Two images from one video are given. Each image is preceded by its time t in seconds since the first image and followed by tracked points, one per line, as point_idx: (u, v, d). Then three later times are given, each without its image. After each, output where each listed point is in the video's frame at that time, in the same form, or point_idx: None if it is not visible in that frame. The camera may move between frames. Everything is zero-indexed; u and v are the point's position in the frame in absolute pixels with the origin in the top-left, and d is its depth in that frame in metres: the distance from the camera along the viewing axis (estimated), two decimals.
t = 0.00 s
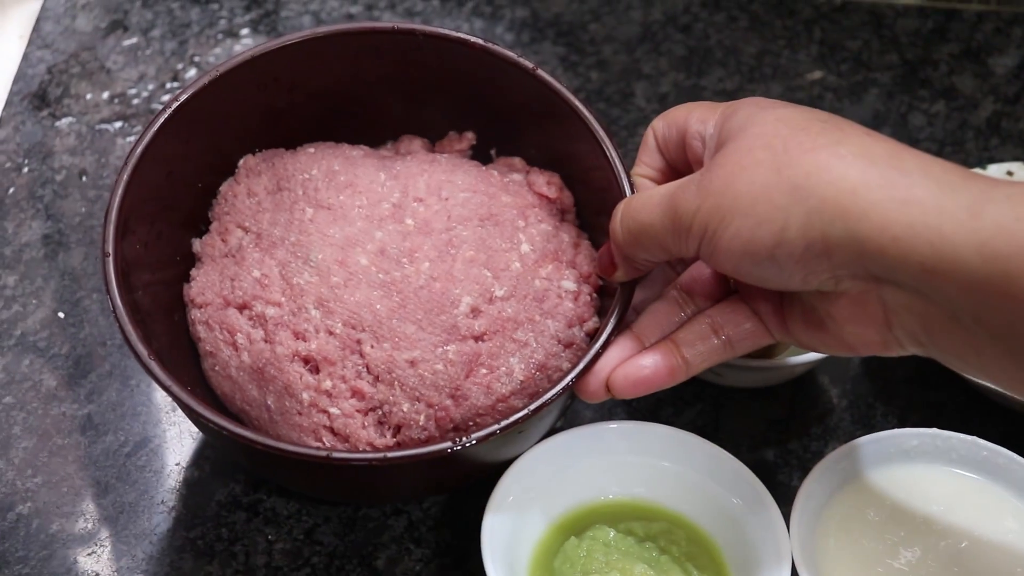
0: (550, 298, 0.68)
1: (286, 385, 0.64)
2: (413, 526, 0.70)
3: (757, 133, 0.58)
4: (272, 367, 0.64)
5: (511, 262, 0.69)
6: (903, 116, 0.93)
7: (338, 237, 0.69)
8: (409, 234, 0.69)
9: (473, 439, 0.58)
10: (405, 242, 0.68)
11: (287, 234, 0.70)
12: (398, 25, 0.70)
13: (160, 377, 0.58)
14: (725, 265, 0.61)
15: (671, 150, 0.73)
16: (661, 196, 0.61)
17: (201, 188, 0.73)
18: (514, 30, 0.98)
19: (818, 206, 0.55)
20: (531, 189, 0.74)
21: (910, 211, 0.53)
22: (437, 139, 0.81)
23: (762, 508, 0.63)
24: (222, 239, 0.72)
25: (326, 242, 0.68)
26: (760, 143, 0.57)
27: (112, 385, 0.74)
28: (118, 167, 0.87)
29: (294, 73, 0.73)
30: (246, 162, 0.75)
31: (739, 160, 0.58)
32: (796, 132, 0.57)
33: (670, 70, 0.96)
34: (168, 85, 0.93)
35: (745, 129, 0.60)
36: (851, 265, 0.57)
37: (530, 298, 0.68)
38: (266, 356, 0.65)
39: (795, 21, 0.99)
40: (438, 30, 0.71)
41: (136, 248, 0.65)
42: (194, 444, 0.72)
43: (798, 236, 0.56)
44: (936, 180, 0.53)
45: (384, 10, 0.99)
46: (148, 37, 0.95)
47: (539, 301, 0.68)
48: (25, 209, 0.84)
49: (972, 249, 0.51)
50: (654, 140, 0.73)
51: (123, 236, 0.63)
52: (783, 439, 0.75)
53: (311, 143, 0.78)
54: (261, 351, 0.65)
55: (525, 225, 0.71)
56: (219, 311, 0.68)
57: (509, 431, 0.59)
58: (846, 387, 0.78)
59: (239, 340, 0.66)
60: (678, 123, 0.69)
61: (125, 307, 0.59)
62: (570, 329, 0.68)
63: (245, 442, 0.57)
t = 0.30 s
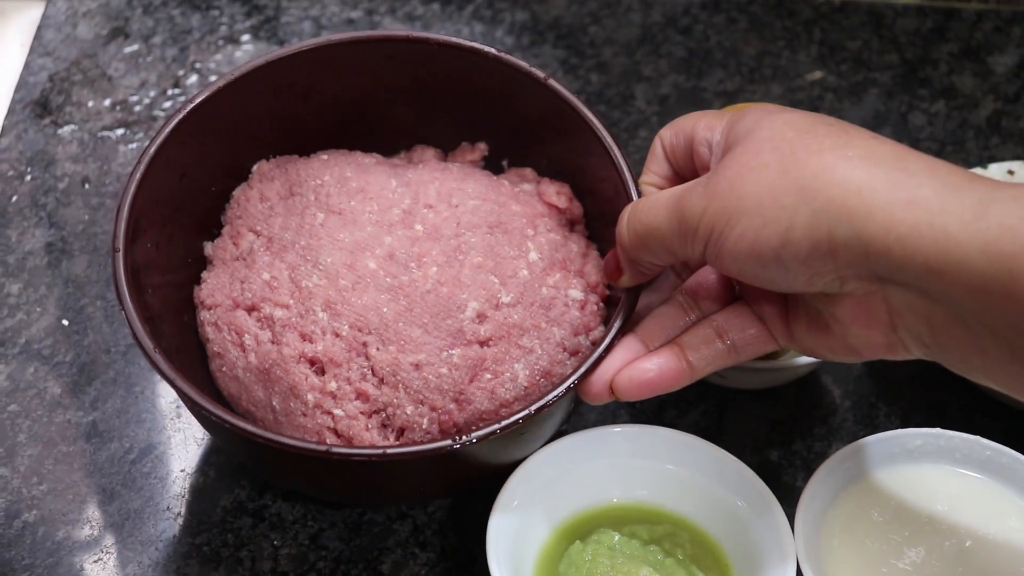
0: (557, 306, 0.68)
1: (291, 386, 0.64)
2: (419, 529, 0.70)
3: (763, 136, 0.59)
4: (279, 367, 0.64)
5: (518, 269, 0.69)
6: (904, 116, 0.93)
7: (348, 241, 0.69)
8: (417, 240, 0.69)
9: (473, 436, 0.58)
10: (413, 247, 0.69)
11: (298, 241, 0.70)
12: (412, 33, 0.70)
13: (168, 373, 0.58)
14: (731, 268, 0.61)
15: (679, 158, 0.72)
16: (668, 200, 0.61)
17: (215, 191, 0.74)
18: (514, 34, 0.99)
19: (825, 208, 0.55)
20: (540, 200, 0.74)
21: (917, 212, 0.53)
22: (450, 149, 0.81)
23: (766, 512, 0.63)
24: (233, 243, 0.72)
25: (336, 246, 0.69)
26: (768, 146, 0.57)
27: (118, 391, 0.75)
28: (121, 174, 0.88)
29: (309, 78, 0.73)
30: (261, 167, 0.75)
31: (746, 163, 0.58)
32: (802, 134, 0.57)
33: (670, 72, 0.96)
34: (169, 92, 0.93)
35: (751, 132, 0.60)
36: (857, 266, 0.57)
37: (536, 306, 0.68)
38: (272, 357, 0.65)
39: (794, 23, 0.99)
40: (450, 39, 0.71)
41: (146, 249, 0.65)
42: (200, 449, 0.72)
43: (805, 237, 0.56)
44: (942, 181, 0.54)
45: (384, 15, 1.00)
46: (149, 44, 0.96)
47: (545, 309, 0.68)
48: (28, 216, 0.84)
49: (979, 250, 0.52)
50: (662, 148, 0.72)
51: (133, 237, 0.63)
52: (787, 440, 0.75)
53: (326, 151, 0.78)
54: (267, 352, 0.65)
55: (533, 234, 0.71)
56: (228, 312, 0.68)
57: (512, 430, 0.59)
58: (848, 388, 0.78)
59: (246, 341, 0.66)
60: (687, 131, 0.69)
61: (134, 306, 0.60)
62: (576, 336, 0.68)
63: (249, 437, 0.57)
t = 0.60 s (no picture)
0: (554, 326, 0.68)
1: (283, 387, 0.63)
2: (415, 534, 0.70)
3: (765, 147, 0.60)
4: (273, 368, 0.64)
5: (517, 289, 0.69)
6: (902, 121, 0.93)
7: (350, 253, 0.70)
8: (419, 255, 0.70)
9: (461, 424, 0.57)
10: (415, 262, 0.70)
11: (303, 250, 0.71)
12: (424, 59, 0.72)
13: (158, 351, 0.58)
14: (726, 274, 0.61)
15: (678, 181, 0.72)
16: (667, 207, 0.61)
17: (223, 204, 0.75)
18: (513, 37, 1.00)
19: (823, 211, 0.55)
20: (544, 229, 0.75)
21: (913, 216, 0.53)
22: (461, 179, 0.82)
23: (764, 516, 0.63)
24: (238, 253, 0.73)
25: (337, 257, 0.70)
26: (769, 155, 0.58)
27: (114, 395, 0.74)
28: (117, 176, 0.88)
29: (322, 99, 0.75)
30: (272, 183, 0.76)
31: (746, 170, 0.59)
32: (803, 146, 0.58)
33: (669, 76, 0.96)
34: (167, 94, 0.94)
35: (752, 143, 0.61)
36: (853, 270, 0.57)
37: (533, 324, 0.67)
38: (267, 359, 0.65)
39: (793, 26, 1.01)
40: (464, 66, 0.73)
41: (149, 247, 0.66)
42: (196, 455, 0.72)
43: (802, 240, 0.57)
44: (939, 188, 0.54)
45: (383, 17, 1.02)
46: (146, 46, 0.98)
47: (542, 329, 0.67)
48: (24, 219, 0.84)
49: (976, 251, 0.52)
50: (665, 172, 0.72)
51: (137, 228, 0.63)
52: (785, 446, 0.75)
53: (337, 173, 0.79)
54: (262, 354, 0.65)
55: (534, 259, 0.72)
56: (226, 317, 0.68)
57: (503, 423, 0.58)
58: (845, 393, 0.78)
59: (242, 343, 0.66)
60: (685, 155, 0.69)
61: (129, 283, 0.60)
62: (570, 357, 0.67)
63: (239, 414, 0.56)
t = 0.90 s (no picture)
0: (556, 333, 0.68)
1: (284, 381, 0.63)
2: (412, 535, 0.69)
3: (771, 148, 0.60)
4: (275, 362, 0.64)
5: (521, 294, 0.69)
6: (903, 122, 0.93)
7: (358, 253, 0.71)
8: (426, 258, 0.71)
9: (457, 416, 0.56)
10: (422, 265, 0.70)
11: (311, 250, 0.71)
12: (445, 68, 0.72)
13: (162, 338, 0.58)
14: (736, 274, 0.61)
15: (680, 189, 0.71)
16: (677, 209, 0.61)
17: (237, 204, 0.75)
18: (513, 37, 1.00)
19: (834, 208, 0.55)
20: (553, 238, 0.75)
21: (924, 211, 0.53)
22: (473, 190, 0.82)
23: (760, 517, 0.63)
24: (248, 252, 0.73)
25: (346, 258, 0.70)
26: (778, 154, 0.59)
27: (114, 394, 0.75)
28: (117, 176, 0.88)
29: (340, 106, 0.75)
30: (287, 187, 0.76)
31: (757, 169, 0.59)
32: (811, 146, 0.59)
33: (669, 77, 0.96)
34: (167, 94, 0.95)
35: (759, 144, 0.61)
36: (863, 268, 0.57)
37: (536, 328, 0.67)
38: (269, 353, 0.65)
39: (794, 27, 1.01)
40: (484, 79, 0.74)
41: (159, 241, 0.66)
42: (195, 453, 0.72)
43: (812, 237, 0.56)
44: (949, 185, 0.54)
45: (383, 18, 1.02)
46: (147, 46, 0.98)
47: (545, 334, 0.67)
48: (23, 219, 0.84)
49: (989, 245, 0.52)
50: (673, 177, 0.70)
51: (148, 221, 0.63)
52: (783, 448, 0.74)
53: (352, 181, 0.79)
54: (265, 349, 0.65)
55: (541, 266, 0.72)
56: (232, 312, 0.68)
57: (500, 417, 0.57)
58: (845, 396, 0.78)
59: (246, 338, 0.66)
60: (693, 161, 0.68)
61: (137, 269, 0.59)
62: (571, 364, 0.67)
63: (236, 398, 0.55)
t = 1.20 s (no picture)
0: (551, 337, 0.67)
1: (280, 386, 0.63)
2: (408, 539, 0.69)
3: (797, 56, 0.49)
4: (271, 367, 0.64)
5: (517, 298, 0.69)
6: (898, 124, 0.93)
7: (353, 258, 0.71)
8: (421, 262, 0.71)
9: (452, 419, 0.56)
10: (417, 269, 0.70)
11: (307, 255, 0.72)
12: (442, 74, 0.73)
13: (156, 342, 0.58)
14: (770, 224, 0.49)
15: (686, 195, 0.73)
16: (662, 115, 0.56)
17: (233, 209, 0.75)
18: (509, 41, 1.00)
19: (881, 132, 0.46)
20: (548, 244, 0.75)
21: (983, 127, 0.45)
22: (469, 195, 0.82)
23: (754, 520, 0.63)
24: (244, 257, 0.73)
25: (341, 262, 0.70)
26: (811, 67, 0.47)
27: (110, 398, 0.75)
28: (113, 181, 0.88)
29: (336, 110, 0.75)
30: (283, 192, 0.77)
31: (783, 86, 0.47)
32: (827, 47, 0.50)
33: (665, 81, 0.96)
34: (163, 99, 0.95)
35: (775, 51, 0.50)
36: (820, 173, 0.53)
37: (531, 332, 0.67)
38: (265, 358, 0.65)
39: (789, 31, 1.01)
40: (478, 82, 0.74)
41: (155, 245, 0.66)
42: (191, 458, 0.72)
43: (857, 170, 0.46)
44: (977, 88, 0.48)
45: (379, 22, 1.03)
46: (144, 51, 0.99)
47: (540, 338, 0.67)
48: (21, 223, 0.84)
49: None
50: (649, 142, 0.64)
51: (144, 226, 0.64)
52: (778, 451, 0.74)
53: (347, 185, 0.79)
54: (261, 353, 0.65)
55: (536, 270, 0.72)
56: (229, 317, 0.68)
57: (495, 420, 0.57)
58: (842, 400, 0.78)
59: (242, 342, 0.66)
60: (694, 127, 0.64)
61: (132, 274, 0.59)
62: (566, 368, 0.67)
63: (230, 403, 0.55)
